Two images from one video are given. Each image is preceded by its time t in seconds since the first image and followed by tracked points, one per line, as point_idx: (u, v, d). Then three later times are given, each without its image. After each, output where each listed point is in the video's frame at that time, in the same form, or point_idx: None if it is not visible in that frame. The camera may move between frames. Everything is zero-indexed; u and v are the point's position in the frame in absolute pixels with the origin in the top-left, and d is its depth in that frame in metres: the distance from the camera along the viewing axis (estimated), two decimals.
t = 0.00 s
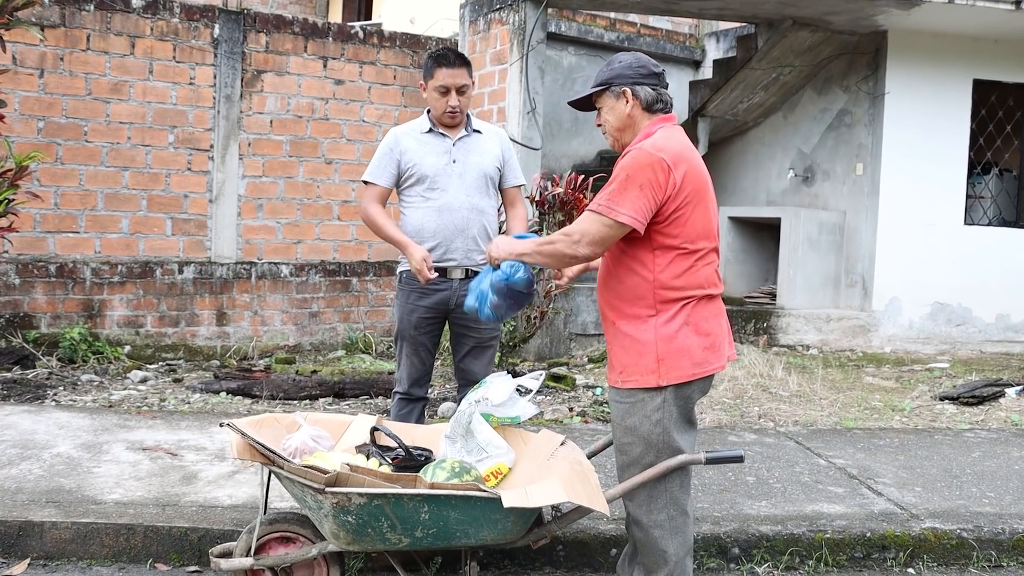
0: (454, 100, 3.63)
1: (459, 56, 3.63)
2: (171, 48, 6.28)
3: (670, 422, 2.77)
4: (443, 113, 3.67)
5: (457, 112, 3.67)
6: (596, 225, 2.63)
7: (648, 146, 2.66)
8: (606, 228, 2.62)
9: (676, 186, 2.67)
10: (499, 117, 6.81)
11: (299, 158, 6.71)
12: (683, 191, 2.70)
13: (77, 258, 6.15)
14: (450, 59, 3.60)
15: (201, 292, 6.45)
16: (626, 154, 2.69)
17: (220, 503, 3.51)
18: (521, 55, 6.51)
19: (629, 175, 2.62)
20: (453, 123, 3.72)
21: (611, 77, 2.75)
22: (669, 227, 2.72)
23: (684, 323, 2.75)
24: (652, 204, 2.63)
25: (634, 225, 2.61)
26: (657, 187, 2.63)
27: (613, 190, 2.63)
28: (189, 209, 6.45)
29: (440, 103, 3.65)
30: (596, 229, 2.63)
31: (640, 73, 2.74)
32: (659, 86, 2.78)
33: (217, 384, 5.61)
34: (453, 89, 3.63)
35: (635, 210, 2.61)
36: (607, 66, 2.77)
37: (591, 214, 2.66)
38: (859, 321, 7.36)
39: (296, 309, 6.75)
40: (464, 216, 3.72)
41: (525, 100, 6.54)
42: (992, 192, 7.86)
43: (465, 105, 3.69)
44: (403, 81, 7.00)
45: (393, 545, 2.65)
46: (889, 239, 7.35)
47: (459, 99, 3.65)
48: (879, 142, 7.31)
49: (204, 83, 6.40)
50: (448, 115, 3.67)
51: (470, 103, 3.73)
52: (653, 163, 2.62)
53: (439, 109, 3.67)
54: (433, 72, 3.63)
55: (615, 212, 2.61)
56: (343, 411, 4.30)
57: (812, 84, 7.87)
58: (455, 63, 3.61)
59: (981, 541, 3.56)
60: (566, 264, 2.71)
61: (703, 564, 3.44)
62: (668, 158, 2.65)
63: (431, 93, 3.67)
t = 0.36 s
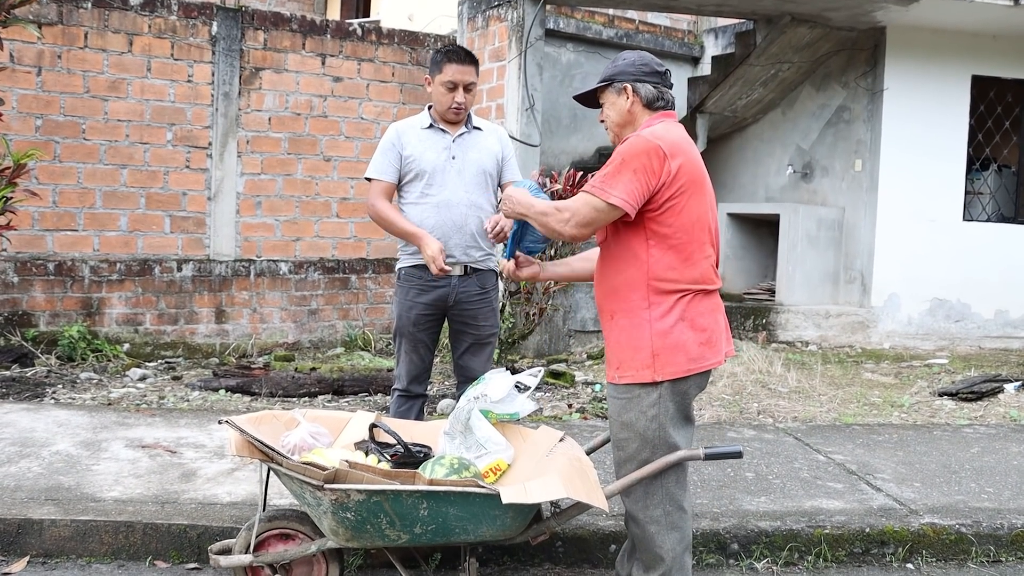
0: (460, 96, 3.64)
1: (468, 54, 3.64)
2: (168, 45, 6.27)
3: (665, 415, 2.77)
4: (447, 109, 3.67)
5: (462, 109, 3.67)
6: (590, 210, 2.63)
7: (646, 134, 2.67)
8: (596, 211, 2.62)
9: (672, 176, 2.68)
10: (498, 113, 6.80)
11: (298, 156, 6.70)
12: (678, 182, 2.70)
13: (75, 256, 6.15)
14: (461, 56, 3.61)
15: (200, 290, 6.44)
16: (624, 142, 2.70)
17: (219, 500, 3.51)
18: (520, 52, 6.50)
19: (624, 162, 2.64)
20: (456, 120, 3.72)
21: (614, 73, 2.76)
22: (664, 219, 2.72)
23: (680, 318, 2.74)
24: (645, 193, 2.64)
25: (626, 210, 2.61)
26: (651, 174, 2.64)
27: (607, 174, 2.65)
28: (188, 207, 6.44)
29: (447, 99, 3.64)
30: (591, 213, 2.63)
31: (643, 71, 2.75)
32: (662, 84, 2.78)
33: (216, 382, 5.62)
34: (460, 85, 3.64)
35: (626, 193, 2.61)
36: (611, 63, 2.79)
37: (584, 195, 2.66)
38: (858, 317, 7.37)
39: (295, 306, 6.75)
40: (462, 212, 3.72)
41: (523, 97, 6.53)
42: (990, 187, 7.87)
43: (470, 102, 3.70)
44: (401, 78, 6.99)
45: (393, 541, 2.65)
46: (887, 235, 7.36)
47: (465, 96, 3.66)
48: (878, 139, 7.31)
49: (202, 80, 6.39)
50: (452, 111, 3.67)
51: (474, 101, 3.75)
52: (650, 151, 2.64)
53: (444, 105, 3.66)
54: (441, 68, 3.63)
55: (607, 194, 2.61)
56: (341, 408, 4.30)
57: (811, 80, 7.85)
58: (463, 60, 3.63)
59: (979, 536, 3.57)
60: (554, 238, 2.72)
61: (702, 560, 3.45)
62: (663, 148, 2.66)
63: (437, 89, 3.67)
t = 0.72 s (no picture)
0: (462, 90, 3.64)
1: (471, 48, 3.63)
2: (168, 39, 6.26)
3: (663, 408, 2.78)
4: (448, 103, 3.66)
5: (462, 104, 3.67)
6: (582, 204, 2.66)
7: (640, 128, 2.69)
8: (591, 208, 2.64)
9: (666, 170, 2.68)
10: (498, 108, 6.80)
11: (297, 150, 6.70)
12: (674, 175, 2.70)
13: (75, 250, 6.15)
14: (464, 50, 3.60)
15: (200, 284, 6.44)
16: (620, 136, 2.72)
17: (219, 494, 3.52)
18: (520, 46, 6.50)
19: (617, 155, 2.65)
20: (457, 115, 3.72)
21: (616, 67, 2.77)
22: (659, 212, 2.72)
23: (676, 311, 2.74)
24: (638, 186, 2.65)
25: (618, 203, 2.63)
26: (644, 168, 2.65)
27: (600, 168, 2.67)
28: (188, 201, 6.44)
29: (448, 93, 3.64)
30: (584, 209, 2.66)
31: (645, 65, 2.76)
32: (664, 79, 2.79)
33: (216, 375, 5.62)
34: (462, 80, 3.63)
35: (618, 188, 2.63)
36: (615, 57, 2.79)
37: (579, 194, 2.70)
38: (858, 312, 7.37)
39: (295, 300, 6.75)
40: (463, 206, 3.72)
41: (523, 91, 6.53)
42: (990, 182, 7.84)
43: (471, 97, 3.69)
44: (401, 72, 6.98)
45: (392, 535, 2.65)
46: (887, 229, 7.36)
47: (467, 91, 3.66)
48: (879, 133, 7.31)
49: (201, 75, 6.38)
50: (453, 105, 3.66)
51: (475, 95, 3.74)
52: (643, 145, 2.65)
53: (445, 99, 3.65)
54: (443, 62, 3.62)
55: (600, 190, 2.63)
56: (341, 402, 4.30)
57: (811, 74, 7.82)
58: (466, 54, 3.61)
59: (979, 530, 3.57)
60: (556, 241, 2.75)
61: (701, 554, 3.45)
62: (657, 141, 2.67)
63: (438, 83, 3.66)
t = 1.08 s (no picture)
0: (467, 88, 3.63)
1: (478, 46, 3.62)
2: (168, 36, 6.26)
3: (666, 406, 2.77)
4: (453, 100, 3.66)
5: (467, 101, 3.67)
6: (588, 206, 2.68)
7: (641, 127, 2.68)
8: (594, 209, 2.67)
9: (668, 169, 2.68)
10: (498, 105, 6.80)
11: (297, 148, 6.69)
12: (677, 173, 2.69)
13: (75, 247, 6.15)
14: (470, 48, 3.58)
15: (200, 282, 6.44)
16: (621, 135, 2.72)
17: (220, 491, 3.52)
18: (520, 44, 6.49)
19: (619, 154, 2.66)
20: (461, 112, 3.71)
21: (620, 64, 2.77)
22: (662, 210, 2.72)
23: (680, 308, 2.74)
24: (640, 184, 2.66)
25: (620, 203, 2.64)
26: (645, 167, 2.65)
27: (602, 168, 2.68)
28: (188, 198, 6.43)
29: (453, 90, 3.63)
30: (589, 210, 2.68)
31: (648, 62, 2.75)
32: (667, 77, 2.78)
33: (216, 373, 5.62)
34: (468, 77, 3.62)
35: (620, 188, 2.64)
36: (619, 54, 2.79)
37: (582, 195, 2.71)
38: (858, 309, 7.37)
39: (295, 298, 6.75)
40: (463, 203, 3.71)
41: (523, 88, 6.53)
42: (991, 179, 7.84)
43: (475, 95, 3.69)
44: (401, 69, 6.97)
45: (393, 532, 2.65)
46: (888, 227, 7.36)
47: (472, 88, 3.65)
48: (879, 130, 7.30)
49: (201, 72, 6.37)
50: (458, 102, 3.66)
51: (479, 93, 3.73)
52: (644, 144, 2.65)
53: (450, 96, 3.65)
54: (449, 59, 3.60)
55: (603, 191, 2.65)
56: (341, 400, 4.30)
57: (811, 72, 7.81)
58: (473, 52, 3.59)
59: (979, 528, 3.57)
60: (560, 244, 2.77)
61: (702, 551, 3.45)
62: (659, 139, 2.66)
63: (443, 80, 3.65)
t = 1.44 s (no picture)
0: (474, 87, 3.63)
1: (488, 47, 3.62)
2: (167, 34, 6.25)
3: (666, 405, 2.77)
4: (459, 99, 3.65)
5: (473, 101, 3.67)
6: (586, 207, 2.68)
7: (637, 126, 2.68)
8: (591, 208, 2.67)
9: (665, 168, 2.67)
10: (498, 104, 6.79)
11: (297, 146, 6.68)
12: (674, 171, 2.69)
13: (74, 246, 6.14)
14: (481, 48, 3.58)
15: (199, 280, 6.44)
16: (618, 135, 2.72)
17: (219, 490, 3.52)
18: (520, 42, 6.49)
19: (616, 154, 2.66)
20: (466, 111, 3.71)
21: (616, 65, 2.76)
22: (660, 209, 2.71)
23: (680, 306, 2.74)
24: (638, 184, 2.66)
25: (617, 203, 2.64)
26: (642, 167, 2.65)
27: (599, 169, 2.68)
28: (187, 197, 6.42)
29: (460, 89, 3.62)
30: (588, 211, 2.68)
31: (645, 63, 2.75)
32: (664, 77, 2.78)
33: (215, 371, 5.62)
34: (476, 77, 3.62)
35: (617, 189, 2.64)
36: (615, 54, 2.78)
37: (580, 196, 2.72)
38: (858, 308, 7.37)
39: (294, 296, 6.75)
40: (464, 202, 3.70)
41: (523, 87, 6.53)
42: (990, 178, 7.84)
43: (481, 95, 3.68)
44: (401, 68, 6.97)
45: (392, 531, 2.65)
46: (887, 225, 7.36)
47: (479, 88, 3.65)
48: (879, 129, 7.29)
49: (201, 70, 6.37)
50: (464, 101, 3.65)
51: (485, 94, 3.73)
52: (640, 143, 2.65)
53: (456, 95, 3.64)
54: (459, 58, 3.60)
55: (599, 191, 2.65)
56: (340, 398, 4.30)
57: (811, 70, 7.80)
58: (483, 52, 3.60)
59: (979, 527, 3.57)
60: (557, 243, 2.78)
61: (701, 550, 3.45)
62: (655, 139, 2.66)
63: (451, 77, 3.64)
